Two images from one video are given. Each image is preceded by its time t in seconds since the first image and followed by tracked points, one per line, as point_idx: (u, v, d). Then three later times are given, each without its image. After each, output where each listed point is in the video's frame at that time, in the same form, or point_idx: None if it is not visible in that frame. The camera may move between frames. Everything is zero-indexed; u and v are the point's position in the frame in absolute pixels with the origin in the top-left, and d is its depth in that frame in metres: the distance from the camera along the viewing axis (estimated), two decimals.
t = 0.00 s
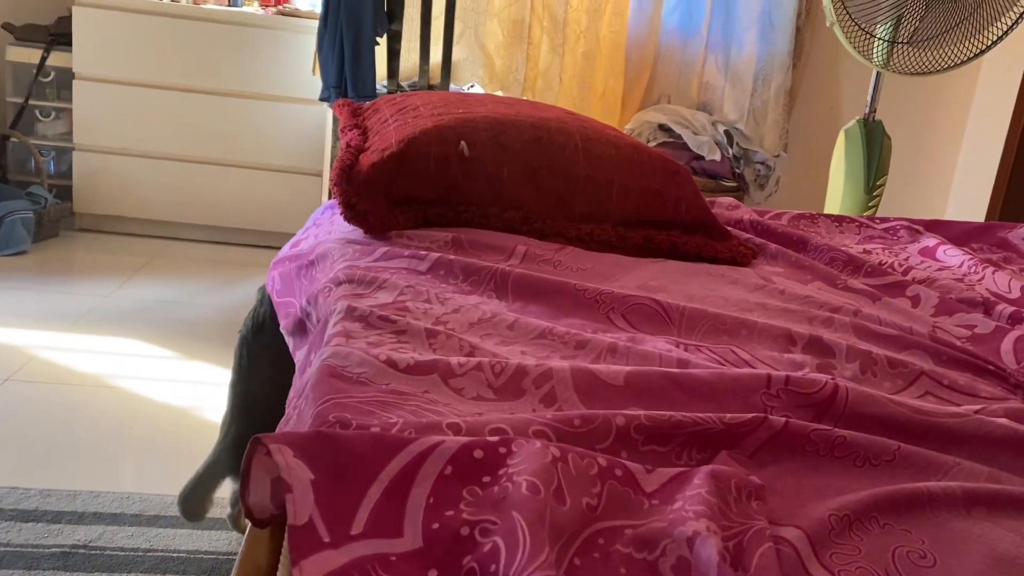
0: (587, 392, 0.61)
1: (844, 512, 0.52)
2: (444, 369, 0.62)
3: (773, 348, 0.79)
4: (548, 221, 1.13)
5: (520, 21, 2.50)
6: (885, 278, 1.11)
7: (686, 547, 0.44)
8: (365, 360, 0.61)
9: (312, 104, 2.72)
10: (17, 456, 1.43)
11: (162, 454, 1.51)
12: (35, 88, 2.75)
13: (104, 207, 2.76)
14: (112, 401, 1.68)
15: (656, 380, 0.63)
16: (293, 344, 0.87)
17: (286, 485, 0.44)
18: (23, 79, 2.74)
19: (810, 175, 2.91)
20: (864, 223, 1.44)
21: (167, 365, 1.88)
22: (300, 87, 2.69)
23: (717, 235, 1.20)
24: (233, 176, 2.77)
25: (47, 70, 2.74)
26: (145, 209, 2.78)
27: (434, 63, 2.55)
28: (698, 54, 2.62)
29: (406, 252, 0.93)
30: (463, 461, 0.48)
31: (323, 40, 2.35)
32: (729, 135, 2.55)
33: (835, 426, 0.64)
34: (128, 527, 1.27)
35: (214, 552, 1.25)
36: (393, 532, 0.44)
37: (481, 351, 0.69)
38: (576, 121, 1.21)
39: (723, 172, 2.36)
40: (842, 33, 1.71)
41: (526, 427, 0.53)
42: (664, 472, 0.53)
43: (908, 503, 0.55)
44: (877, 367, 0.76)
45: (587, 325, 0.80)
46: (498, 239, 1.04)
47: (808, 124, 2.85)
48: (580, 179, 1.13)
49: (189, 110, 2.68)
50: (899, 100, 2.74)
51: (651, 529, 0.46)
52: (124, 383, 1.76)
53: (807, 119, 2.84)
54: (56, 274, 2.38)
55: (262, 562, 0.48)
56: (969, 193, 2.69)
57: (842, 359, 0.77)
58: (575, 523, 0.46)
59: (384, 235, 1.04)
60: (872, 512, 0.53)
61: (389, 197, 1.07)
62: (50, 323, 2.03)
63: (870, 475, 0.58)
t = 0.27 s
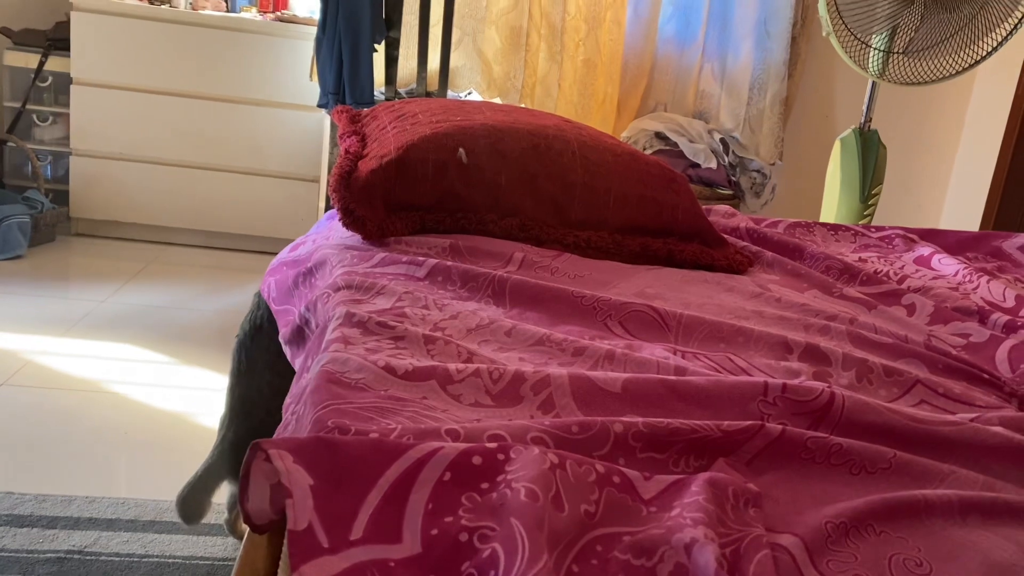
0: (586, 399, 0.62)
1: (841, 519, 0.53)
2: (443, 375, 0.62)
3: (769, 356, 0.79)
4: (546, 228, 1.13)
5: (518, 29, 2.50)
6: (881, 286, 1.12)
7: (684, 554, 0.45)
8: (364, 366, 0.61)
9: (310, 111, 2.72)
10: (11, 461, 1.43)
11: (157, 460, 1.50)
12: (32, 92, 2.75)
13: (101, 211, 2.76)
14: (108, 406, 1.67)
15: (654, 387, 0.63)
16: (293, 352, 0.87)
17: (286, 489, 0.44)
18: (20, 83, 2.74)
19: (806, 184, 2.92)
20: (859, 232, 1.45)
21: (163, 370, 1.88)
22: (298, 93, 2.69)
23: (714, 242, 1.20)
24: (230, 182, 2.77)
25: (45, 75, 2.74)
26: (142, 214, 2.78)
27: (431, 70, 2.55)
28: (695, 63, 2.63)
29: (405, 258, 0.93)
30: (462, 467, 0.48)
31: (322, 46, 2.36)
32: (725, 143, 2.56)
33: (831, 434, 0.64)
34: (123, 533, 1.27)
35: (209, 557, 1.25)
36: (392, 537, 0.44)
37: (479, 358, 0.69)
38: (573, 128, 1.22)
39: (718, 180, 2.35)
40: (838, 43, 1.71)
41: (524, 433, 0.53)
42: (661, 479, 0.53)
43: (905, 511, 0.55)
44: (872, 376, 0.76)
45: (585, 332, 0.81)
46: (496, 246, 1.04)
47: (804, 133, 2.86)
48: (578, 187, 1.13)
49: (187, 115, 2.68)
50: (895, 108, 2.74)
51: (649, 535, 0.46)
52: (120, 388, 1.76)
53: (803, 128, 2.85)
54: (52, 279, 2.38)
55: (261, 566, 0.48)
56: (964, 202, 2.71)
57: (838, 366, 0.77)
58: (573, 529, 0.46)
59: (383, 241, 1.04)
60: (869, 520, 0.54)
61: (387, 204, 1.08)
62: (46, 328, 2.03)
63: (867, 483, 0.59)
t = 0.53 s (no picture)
0: (587, 400, 0.61)
1: (844, 520, 0.52)
2: (443, 376, 0.62)
3: (768, 358, 0.79)
4: (545, 230, 1.13)
5: (514, 34, 2.50)
6: (879, 290, 1.12)
7: (688, 555, 0.44)
8: (364, 366, 0.60)
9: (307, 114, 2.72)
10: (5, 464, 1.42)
11: (152, 463, 1.50)
12: (28, 94, 2.74)
13: (96, 214, 2.75)
14: (102, 409, 1.66)
15: (655, 389, 0.63)
16: (291, 355, 0.87)
17: (288, 489, 0.43)
18: (16, 85, 2.74)
19: (803, 189, 2.93)
20: (857, 236, 1.45)
21: (158, 373, 1.87)
22: (294, 96, 2.69)
23: (712, 246, 1.20)
24: (226, 184, 2.76)
25: (40, 77, 2.73)
26: (137, 217, 2.77)
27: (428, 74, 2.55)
28: (691, 68, 2.63)
29: (404, 258, 0.93)
30: (465, 467, 0.47)
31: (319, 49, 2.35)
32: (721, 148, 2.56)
33: (832, 436, 0.64)
34: (117, 536, 1.26)
35: (204, 561, 1.24)
36: (395, 537, 0.43)
37: (480, 359, 0.69)
38: (572, 131, 1.22)
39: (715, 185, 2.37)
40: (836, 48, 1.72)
41: (526, 434, 0.53)
42: (664, 480, 0.53)
43: (907, 513, 0.55)
44: (873, 378, 0.76)
45: (584, 333, 0.80)
46: (495, 247, 1.04)
47: (800, 138, 2.87)
48: (577, 190, 1.13)
49: (183, 118, 2.68)
50: (890, 112, 2.76)
51: (653, 536, 0.46)
52: (115, 391, 1.75)
53: (799, 134, 2.86)
54: (46, 281, 2.37)
55: (260, 567, 0.48)
56: (960, 207, 2.72)
57: (838, 369, 0.77)
58: (577, 529, 0.45)
59: (382, 242, 1.03)
60: (873, 521, 0.53)
61: (386, 205, 1.07)
62: (40, 330, 2.02)
63: (869, 485, 0.58)
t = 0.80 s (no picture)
0: (585, 399, 0.61)
1: (845, 520, 0.52)
2: (442, 375, 0.61)
3: (766, 358, 0.79)
4: (542, 231, 1.13)
5: (509, 37, 2.51)
6: (876, 292, 1.12)
7: (690, 553, 0.44)
8: (361, 365, 0.60)
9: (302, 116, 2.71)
10: None
11: (145, 465, 1.49)
12: (21, 95, 2.73)
13: (89, 215, 2.74)
14: (95, 411, 1.65)
15: (653, 389, 0.63)
16: (287, 356, 0.86)
17: (287, 486, 0.43)
18: (9, 85, 2.73)
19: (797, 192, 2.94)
20: (853, 238, 1.46)
21: (152, 375, 1.86)
22: (289, 98, 2.68)
23: (709, 247, 1.20)
24: (220, 186, 2.76)
25: (33, 78, 2.72)
26: (131, 218, 2.76)
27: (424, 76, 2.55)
28: (686, 72, 2.63)
29: (400, 258, 0.93)
30: (465, 465, 0.47)
31: (314, 51, 2.35)
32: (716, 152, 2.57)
33: (831, 435, 0.64)
34: (110, 538, 1.25)
35: (198, 563, 1.23)
36: (394, 535, 0.43)
37: (478, 358, 0.68)
38: (568, 132, 1.22)
39: (710, 189, 2.36)
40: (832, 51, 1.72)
41: (526, 432, 0.53)
42: (663, 480, 0.53)
43: (907, 512, 0.54)
44: (871, 378, 0.76)
45: (582, 333, 0.80)
46: (492, 248, 1.04)
47: (794, 142, 2.87)
48: (574, 191, 1.13)
49: (178, 119, 2.67)
50: (885, 117, 2.77)
51: (653, 534, 0.46)
52: (108, 393, 1.74)
53: (793, 138, 2.87)
54: (39, 283, 2.36)
55: (257, 566, 0.47)
56: (953, 211, 2.73)
57: (836, 369, 0.77)
58: (577, 528, 0.45)
59: (379, 243, 1.03)
60: (872, 521, 0.53)
61: (382, 206, 1.07)
62: (32, 332, 2.01)
63: (868, 485, 0.58)
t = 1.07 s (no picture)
0: (584, 399, 0.61)
1: (844, 519, 0.52)
2: (440, 375, 0.61)
3: (762, 358, 0.79)
4: (538, 232, 1.13)
5: (502, 40, 2.51)
6: (871, 293, 1.12)
7: (691, 552, 0.44)
8: (359, 365, 0.60)
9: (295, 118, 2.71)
10: None
11: (137, 468, 1.48)
12: (12, 96, 2.72)
13: (81, 217, 2.73)
14: (86, 414, 1.64)
15: (652, 389, 0.63)
16: (282, 357, 0.86)
17: (287, 486, 0.43)
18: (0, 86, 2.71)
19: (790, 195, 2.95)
20: (846, 241, 1.46)
21: (143, 377, 1.85)
22: (283, 100, 2.68)
23: (704, 249, 1.21)
24: (212, 188, 2.74)
25: (24, 79, 2.71)
26: (122, 220, 2.75)
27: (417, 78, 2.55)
28: (678, 76, 2.64)
29: (397, 259, 0.92)
30: (465, 464, 0.47)
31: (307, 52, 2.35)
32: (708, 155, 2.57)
33: (829, 435, 0.64)
34: (103, 541, 1.24)
35: (192, 565, 1.23)
36: (395, 534, 0.43)
37: (476, 358, 0.68)
38: (563, 134, 1.22)
39: (702, 193, 2.34)
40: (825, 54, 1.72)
41: (525, 432, 0.53)
42: (663, 479, 0.53)
43: (905, 512, 0.55)
44: (868, 379, 0.76)
45: (580, 334, 0.80)
46: (488, 249, 1.04)
47: (787, 146, 2.89)
48: (569, 192, 1.13)
49: (170, 121, 2.66)
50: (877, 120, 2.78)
51: (654, 533, 0.46)
52: (99, 395, 1.72)
53: (786, 141, 2.88)
54: (29, 285, 2.34)
55: (256, 567, 0.47)
56: (944, 213, 2.75)
57: (833, 370, 0.77)
58: (579, 526, 0.45)
59: (375, 243, 1.03)
60: (872, 520, 0.53)
61: (378, 207, 1.07)
62: (22, 334, 1.99)
63: (867, 484, 0.58)
